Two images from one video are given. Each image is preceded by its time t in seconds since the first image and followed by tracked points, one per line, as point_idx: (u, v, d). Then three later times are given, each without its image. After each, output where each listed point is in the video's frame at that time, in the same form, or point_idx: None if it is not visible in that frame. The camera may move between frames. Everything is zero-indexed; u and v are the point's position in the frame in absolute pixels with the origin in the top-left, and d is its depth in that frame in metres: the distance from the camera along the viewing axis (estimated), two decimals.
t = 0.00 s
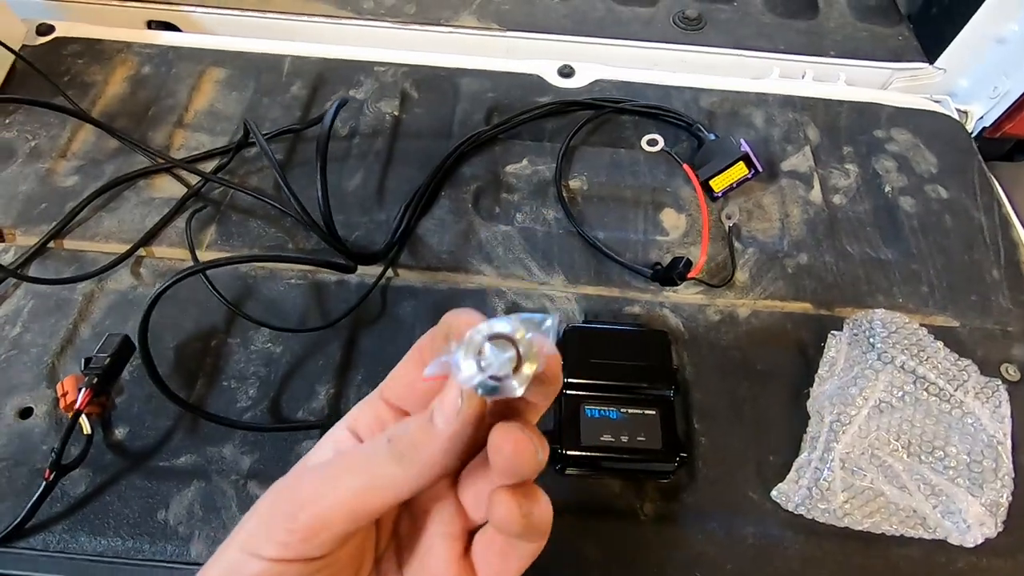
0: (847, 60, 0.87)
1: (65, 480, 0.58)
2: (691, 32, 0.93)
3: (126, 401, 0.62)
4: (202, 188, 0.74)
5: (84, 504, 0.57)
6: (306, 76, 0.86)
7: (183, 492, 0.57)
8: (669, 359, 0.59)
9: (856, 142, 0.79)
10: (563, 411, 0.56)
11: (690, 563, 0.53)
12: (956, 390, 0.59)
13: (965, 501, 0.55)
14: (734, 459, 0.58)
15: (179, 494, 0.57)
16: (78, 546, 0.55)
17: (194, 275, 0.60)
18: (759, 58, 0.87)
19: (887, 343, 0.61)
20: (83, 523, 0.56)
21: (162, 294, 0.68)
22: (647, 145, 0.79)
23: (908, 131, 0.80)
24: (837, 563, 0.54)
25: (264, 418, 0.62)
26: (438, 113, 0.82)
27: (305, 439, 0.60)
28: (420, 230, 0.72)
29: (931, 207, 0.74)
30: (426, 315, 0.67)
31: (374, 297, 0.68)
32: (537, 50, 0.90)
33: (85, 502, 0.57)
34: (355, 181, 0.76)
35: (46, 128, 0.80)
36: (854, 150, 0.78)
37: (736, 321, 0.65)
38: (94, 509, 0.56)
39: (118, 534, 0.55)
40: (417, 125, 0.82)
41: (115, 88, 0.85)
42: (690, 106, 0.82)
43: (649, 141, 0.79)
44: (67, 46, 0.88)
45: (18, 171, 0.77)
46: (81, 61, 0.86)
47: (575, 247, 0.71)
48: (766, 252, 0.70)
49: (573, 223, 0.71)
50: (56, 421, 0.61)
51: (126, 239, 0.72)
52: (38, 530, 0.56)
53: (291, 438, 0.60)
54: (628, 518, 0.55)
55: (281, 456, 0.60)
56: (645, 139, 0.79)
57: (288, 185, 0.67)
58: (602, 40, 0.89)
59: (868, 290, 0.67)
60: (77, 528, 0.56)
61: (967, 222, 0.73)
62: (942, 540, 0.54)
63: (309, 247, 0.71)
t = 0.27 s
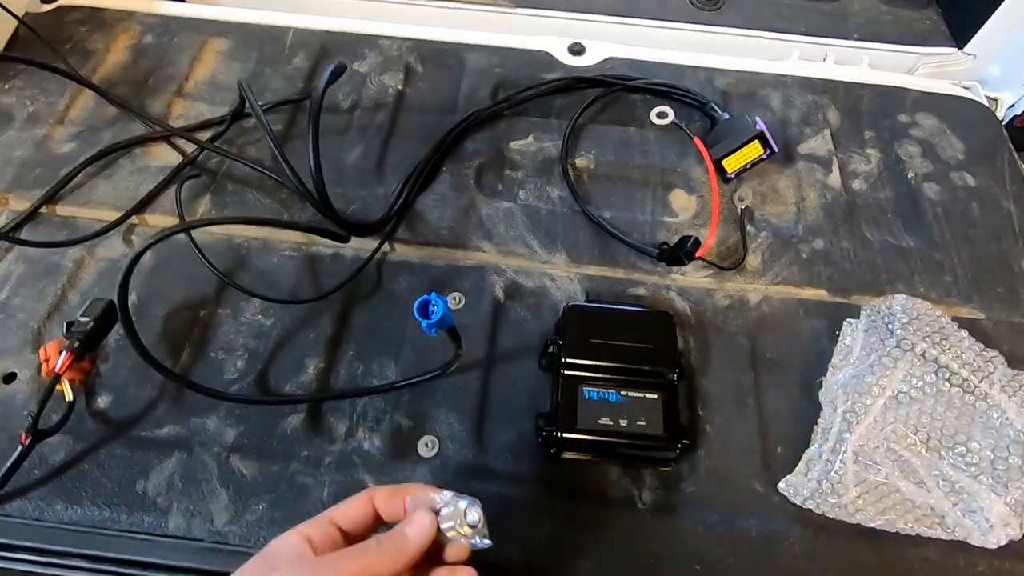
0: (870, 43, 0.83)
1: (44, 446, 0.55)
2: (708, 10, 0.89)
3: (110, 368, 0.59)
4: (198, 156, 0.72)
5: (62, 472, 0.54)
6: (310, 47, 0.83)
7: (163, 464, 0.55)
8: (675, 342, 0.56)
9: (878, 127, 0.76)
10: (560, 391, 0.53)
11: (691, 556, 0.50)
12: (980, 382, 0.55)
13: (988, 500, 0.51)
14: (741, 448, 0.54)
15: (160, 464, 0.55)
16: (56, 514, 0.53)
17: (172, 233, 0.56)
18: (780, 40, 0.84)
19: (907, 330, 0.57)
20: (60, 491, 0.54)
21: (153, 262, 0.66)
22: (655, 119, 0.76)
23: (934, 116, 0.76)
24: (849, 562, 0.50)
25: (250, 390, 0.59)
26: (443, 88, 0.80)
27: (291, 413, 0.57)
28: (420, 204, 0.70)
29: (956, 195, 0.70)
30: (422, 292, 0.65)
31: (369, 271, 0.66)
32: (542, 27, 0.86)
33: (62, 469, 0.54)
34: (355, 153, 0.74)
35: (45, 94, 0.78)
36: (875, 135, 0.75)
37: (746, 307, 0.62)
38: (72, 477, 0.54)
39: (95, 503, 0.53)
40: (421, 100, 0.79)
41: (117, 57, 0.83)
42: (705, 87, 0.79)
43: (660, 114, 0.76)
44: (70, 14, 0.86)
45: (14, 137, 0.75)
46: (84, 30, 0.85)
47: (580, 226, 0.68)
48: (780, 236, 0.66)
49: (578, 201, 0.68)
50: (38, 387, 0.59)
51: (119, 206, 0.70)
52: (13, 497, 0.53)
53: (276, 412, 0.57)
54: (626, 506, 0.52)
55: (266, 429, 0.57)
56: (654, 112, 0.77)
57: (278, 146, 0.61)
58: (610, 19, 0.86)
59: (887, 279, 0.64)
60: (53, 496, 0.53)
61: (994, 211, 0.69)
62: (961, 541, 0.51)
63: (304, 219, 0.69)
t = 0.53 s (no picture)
0: (892, 43, 0.83)
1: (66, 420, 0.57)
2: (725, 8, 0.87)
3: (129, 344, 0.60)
4: (218, 140, 0.73)
5: (81, 444, 0.56)
6: (329, 35, 0.83)
7: (178, 440, 0.56)
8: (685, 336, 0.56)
9: (897, 127, 0.75)
10: (570, 382, 0.54)
11: (695, 549, 0.50)
12: (992, 385, 0.55)
13: (996, 503, 0.51)
14: (748, 444, 0.54)
15: (175, 441, 0.56)
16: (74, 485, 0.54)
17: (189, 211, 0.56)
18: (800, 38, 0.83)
19: (919, 331, 0.57)
20: (79, 464, 0.55)
21: (172, 243, 0.67)
22: (673, 114, 0.76)
23: (954, 119, 0.76)
24: (852, 561, 0.50)
25: (264, 371, 0.60)
26: (460, 78, 0.80)
27: (303, 394, 0.58)
28: (434, 193, 0.70)
29: (974, 198, 0.70)
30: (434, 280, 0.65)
31: (383, 258, 0.66)
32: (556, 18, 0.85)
33: (81, 442, 0.56)
34: (371, 141, 0.74)
35: (70, 75, 0.79)
36: (894, 136, 0.74)
37: (758, 304, 0.62)
38: (90, 450, 0.55)
39: (112, 476, 0.54)
40: (438, 89, 0.79)
41: (140, 41, 0.84)
42: (722, 83, 0.79)
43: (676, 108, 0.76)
44: None
45: (40, 116, 0.76)
46: (108, 13, 0.86)
47: (593, 219, 0.68)
48: (794, 234, 0.66)
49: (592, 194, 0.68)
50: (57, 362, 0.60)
51: (139, 187, 0.71)
52: (34, 467, 0.55)
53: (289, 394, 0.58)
54: (632, 497, 0.52)
55: (278, 410, 0.58)
56: (671, 106, 0.76)
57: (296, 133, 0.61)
58: (627, 13, 0.84)
59: (901, 280, 0.64)
60: (72, 468, 0.55)
61: (1012, 215, 0.69)
62: (966, 543, 0.51)
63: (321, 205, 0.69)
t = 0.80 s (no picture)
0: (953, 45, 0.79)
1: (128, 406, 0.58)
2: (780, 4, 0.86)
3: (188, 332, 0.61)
4: (273, 131, 0.73)
5: (145, 430, 0.56)
6: (380, 27, 0.83)
7: (238, 429, 0.56)
8: (750, 343, 0.55)
9: (959, 133, 0.74)
10: (633, 384, 0.53)
11: (758, 557, 0.50)
12: None
13: None
14: (811, 452, 0.54)
15: (236, 430, 0.56)
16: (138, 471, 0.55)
17: (257, 208, 0.56)
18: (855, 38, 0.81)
19: (997, 342, 0.55)
20: (142, 450, 0.56)
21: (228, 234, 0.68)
22: (742, 115, 0.75)
23: (1017, 125, 0.75)
24: None
25: (323, 363, 0.60)
26: (512, 73, 0.79)
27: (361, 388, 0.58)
28: (488, 189, 0.70)
29: None
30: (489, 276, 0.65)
31: (438, 254, 0.66)
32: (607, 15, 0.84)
33: (145, 428, 0.57)
34: (424, 135, 0.74)
35: (124, 62, 0.80)
36: (956, 141, 0.73)
37: (819, 310, 0.61)
38: (153, 437, 0.56)
39: (176, 462, 0.55)
40: (490, 83, 0.79)
41: (192, 29, 0.84)
42: (778, 84, 0.78)
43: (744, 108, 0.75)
44: None
45: (96, 103, 0.77)
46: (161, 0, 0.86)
47: (649, 219, 0.67)
48: (855, 239, 0.65)
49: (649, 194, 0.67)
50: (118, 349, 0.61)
51: (196, 176, 0.71)
52: (100, 452, 0.56)
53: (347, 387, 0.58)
54: (693, 502, 0.52)
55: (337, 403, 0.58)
56: (739, 108, 0.75)
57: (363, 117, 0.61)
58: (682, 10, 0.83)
59: (967, 290, 0.62)
60: (136, 453, 0.56)
61: None
62: None
63: (376, 197, 0.69)
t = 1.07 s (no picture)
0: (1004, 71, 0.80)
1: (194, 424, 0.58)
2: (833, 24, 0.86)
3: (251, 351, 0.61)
4: (329, 143, 0.72)
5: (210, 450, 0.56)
6: (431, 37, 0.82)
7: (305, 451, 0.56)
8: (822, 375, 0.55)
9: (1016, 160, 0.74)
10: (707, 415, 0.53)
11: None
12: None
13: None
14: (883, 487, 0.54)
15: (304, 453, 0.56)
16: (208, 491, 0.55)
17: (336, 234, 0.56)
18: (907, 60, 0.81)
19: None
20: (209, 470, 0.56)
21: (287, 247, 0.67)
22: (816, 141, 0.74)
23: None
24: None
25: (387, 384, 0.60)
26: (566, 87, 0.78)
27: (428, 411, 0.58)
28: (547, 207, 0.69)
29: None
30: (551, 298, 0.64)
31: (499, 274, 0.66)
32: (661, 29, 0.84)
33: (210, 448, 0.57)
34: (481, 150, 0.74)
35: (176, 69, 0.79)
36: (1014, 168, 0.73)
37: (885, 340, 0.61)
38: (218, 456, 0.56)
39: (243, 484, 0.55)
40: (545, 98, 0.78)
41: (241, 36, 0.83)
42: (834, 105, 0.77)
43: (818, 137, 0.74)
44: None
45: (148, 110, 0.76)
46: (209, 5, 0.85)
47: (710, 242, 0.67)
48: (918, 268, 0.65)
49: (711, 217, 0.67)
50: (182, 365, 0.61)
51: (251, 187, 0.70)
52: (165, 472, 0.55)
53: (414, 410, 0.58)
54: (767, 535, 0.52)
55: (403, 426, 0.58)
56: (815, 135, 0.74)
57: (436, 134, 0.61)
58: (735, 28, 0.84)
59: None
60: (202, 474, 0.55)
61: None
62: None
63: (435, 214, 0.69)
